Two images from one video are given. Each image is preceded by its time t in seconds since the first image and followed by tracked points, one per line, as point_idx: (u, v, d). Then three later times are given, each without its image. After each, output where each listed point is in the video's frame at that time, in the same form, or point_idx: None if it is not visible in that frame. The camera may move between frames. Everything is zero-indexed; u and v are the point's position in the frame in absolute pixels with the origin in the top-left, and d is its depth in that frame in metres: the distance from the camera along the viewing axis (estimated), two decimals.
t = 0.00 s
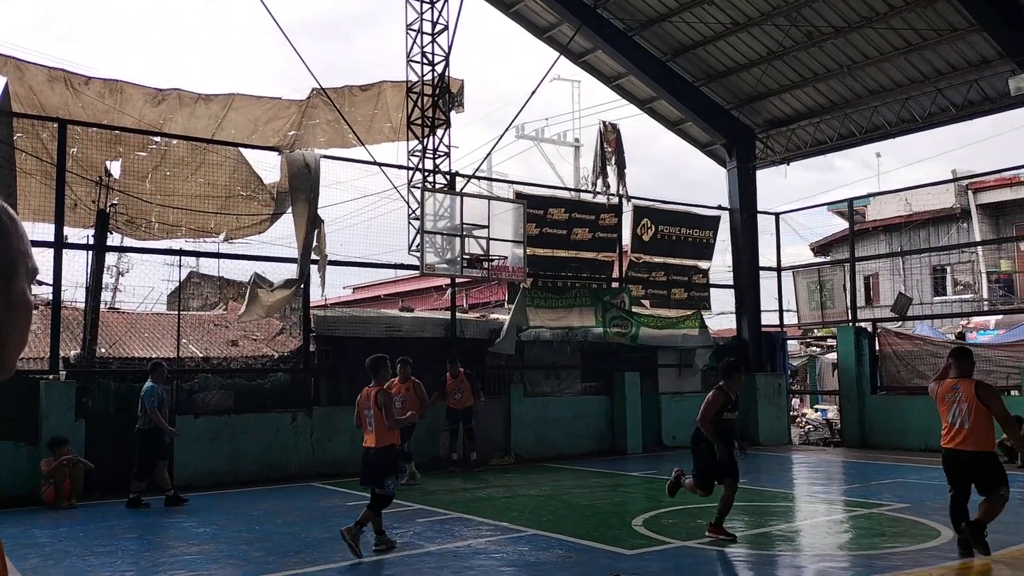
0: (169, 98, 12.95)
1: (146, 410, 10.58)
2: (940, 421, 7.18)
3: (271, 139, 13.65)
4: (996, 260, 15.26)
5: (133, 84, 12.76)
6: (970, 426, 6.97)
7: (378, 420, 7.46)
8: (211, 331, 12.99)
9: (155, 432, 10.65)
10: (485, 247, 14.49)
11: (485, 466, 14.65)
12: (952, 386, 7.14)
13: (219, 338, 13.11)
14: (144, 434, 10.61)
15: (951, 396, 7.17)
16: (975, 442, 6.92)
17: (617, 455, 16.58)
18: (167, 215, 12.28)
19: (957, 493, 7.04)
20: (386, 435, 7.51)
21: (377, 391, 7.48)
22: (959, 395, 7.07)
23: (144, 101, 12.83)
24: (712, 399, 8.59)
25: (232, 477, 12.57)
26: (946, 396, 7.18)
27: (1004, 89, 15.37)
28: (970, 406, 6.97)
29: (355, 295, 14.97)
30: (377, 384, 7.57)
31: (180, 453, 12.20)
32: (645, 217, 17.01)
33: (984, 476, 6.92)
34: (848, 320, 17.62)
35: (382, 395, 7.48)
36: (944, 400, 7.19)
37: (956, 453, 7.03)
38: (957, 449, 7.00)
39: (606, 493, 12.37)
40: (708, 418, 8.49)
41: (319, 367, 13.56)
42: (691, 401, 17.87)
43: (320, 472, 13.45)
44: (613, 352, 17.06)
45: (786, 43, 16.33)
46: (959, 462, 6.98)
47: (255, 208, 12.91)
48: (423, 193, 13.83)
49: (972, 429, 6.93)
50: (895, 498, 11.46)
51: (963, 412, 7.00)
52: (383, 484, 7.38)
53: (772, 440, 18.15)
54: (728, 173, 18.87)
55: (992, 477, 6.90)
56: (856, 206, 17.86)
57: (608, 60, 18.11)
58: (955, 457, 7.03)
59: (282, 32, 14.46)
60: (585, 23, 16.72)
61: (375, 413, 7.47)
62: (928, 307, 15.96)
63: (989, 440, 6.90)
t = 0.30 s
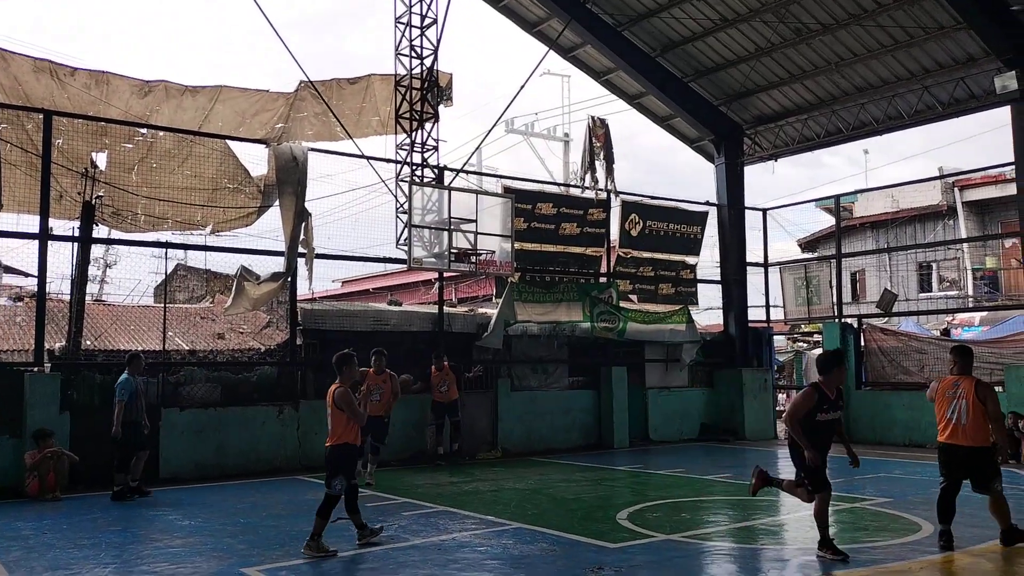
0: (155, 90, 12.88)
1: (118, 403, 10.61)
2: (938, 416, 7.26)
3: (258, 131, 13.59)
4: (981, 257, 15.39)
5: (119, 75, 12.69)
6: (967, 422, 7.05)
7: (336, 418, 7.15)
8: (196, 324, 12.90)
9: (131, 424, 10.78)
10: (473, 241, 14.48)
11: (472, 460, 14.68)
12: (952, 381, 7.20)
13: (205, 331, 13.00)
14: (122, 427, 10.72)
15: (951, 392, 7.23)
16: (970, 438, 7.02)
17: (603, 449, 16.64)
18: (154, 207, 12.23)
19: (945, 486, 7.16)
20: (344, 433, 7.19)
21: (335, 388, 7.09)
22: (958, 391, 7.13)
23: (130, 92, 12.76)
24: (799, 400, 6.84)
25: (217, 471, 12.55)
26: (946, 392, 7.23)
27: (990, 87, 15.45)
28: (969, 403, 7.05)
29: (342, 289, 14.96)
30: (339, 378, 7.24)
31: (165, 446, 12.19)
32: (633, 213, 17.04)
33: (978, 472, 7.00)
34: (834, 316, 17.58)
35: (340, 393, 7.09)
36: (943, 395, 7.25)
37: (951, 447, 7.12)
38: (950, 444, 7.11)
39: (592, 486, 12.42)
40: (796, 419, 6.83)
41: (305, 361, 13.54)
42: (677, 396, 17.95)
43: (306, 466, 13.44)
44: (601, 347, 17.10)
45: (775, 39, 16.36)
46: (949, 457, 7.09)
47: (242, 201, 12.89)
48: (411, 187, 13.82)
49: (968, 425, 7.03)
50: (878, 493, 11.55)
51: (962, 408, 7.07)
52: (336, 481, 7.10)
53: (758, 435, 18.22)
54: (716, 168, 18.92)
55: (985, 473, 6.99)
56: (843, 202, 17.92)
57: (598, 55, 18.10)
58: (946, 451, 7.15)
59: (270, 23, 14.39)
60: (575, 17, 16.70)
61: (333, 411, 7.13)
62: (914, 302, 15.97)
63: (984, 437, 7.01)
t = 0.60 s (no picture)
0: (135, 80, 12.78)
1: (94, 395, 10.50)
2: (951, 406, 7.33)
3: (240, 122, 13.50)
4: (961, 254, 15.50)
5: (99, 65, 12.57)
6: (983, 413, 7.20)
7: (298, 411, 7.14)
8: (177, 316, 12.77)
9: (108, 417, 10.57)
10: (456, 235, 14.45)
11: (453, 454, 14.69)
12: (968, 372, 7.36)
13: (185, 322, 12.82)
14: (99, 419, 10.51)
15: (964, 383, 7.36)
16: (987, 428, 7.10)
17: (585, 443, 16.68)
18: (133, 198, 12.15)
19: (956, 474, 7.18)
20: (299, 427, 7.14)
21: (299, 379, 7.15)
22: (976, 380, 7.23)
23: (110, 82, 12.65)
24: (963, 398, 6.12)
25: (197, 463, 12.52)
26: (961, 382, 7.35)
27: (970, 85, 15.51)
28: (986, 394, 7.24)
29: (325, 282, 14.91)
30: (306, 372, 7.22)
31: (144, 439, 12.10)
32: (617, 207, 17.06)
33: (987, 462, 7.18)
34: (814, 311, 17.76)
35: (298, 384, 7.12)
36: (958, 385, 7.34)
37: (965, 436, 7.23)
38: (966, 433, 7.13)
39: (573, 480, 12.46)
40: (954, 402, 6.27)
41: (286, 354, 13.47)
42: (660, 390, 18.03)
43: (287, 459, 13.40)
44: (584, 341, 17.12)
45: (758, 36, 16.41)
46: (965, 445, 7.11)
47: (223, 192, 12.78)
48: (394, 180, 13.78)
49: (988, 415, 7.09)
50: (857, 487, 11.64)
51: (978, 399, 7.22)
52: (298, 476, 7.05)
53: (740, 430, 18.32)
54: (699, 164, 18.99)
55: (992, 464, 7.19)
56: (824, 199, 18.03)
57: (582, 50, 18.10)
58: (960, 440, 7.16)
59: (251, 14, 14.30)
60: (559, 12, 16.69)
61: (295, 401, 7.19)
62: (895, 299, 16.06)
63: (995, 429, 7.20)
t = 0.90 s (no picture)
0: (115, 69, 12.67)
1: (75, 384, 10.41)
2: (956, 399, 7.48)
3: (221, 113, 13.41)
4: (940, 251, 15.61)
5: (78, 53, 12.45)
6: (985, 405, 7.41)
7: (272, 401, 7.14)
8: (156, 307, 12.72)
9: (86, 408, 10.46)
10: (439, 228, 14.42)
11: (434, 447, 14.69)
12: (972, 365, 7.50)
13: (164, 314, 12.76)
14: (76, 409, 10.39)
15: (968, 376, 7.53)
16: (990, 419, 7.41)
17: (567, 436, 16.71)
18: (112, 188, 12.04)
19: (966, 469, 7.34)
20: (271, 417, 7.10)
21: (274, 369, 7.17)
22: (981, 374, 7.45)
23: (89, 71, 12.53)
24: None
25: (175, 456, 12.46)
26: (967, 375, 7.48)
27: (951, 83, 15.62)
28: (989, 387, 7.46)
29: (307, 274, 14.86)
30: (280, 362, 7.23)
31: (123, 430, 12.04)
32: (600, 202, 17.09)
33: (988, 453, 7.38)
34: (795, 307, 17.85)
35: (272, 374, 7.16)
36: (963, 378, 7.49)
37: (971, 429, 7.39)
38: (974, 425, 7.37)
39: (553, 474, 12.49)
40: None
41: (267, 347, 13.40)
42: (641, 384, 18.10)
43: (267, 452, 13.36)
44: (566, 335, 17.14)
45: (741, 31, 16.46)
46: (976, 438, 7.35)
47: (203, 183, 12.70)
48: (377, 172, 13.73)
49: (988, 407, 7.40)
50: (834, 481, 11.73)
51: (984, 391, 7.43)
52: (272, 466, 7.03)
53: (721, 424, 18.43)
54: (683, 159, 19.05)
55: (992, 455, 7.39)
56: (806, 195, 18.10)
57: (566, 43, 18.09)
58: (964, 431, 7.37)
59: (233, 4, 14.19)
60: (544, 5, 16.67)
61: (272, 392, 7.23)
62: (875, 295, 16.31)
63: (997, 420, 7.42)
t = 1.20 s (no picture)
0: (94, 61, 12.56)
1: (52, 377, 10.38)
2: (942, 399, 7.67)
3: (201, 107, 13.33)
4: (918, 250, 15.82)
5: (56, 46, 12.32)
6: (971, 404, 7.49)
7: (247, 397, 7.10)
8: (135, 302, 12.42)
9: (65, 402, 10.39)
10: (420, 224, 14.39)
11: (414, 443, 14.68)
12: (956, 367, 7.64)
13: (143, 309, 12.48)
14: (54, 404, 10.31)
15: (954, 377, 7.66)
16: (976, 419, 7.46)
17: (547, 433, 16.75)
18: (91, 182, 11.98)
19: (951, 467, 7.56)
20: (254, 413, 7.09)
21: (246, 366, 7.13)
22: (963, 375, 7.56)
23: (68, 63, 12.41)
24: None
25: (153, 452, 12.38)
26: (951, 376, 7.65)
27: (929, 85, 15.78)
28: (973, 386, 7.51)
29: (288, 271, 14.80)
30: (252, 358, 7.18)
31: (100, 425, 11.95)
32: (582, 200, 17.12)
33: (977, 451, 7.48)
34: (774, 306, 17.89)
35: (246, 370, 7.12)
36: (947, 379, 7.66)
37: (955, 428, 7.54)
38: (958, 425, 7.51)
39: (533, 471, 12.52)
40: None
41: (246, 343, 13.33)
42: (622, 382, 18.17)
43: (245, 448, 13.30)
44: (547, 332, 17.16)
45: (723, 31, 16.54)
46: (959, 438, 7.48)
47: (182, 177, 12.64)
48: (358, 167, 13.68)
49: (974, 406, 7.48)
50: (812, 478, 11.83)
51: (967, 391, 7.51)
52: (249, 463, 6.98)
53: (700, 421, 18.54)
54: (665, 158, 19.12)
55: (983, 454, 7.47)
56: (786, 195, 18.22)
57: (549, 41, 18.10)
58: (953, 430, 7.54)
59: None
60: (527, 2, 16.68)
61: (241, 389, 7.16)
62: (853, 293, 16.51)
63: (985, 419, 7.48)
